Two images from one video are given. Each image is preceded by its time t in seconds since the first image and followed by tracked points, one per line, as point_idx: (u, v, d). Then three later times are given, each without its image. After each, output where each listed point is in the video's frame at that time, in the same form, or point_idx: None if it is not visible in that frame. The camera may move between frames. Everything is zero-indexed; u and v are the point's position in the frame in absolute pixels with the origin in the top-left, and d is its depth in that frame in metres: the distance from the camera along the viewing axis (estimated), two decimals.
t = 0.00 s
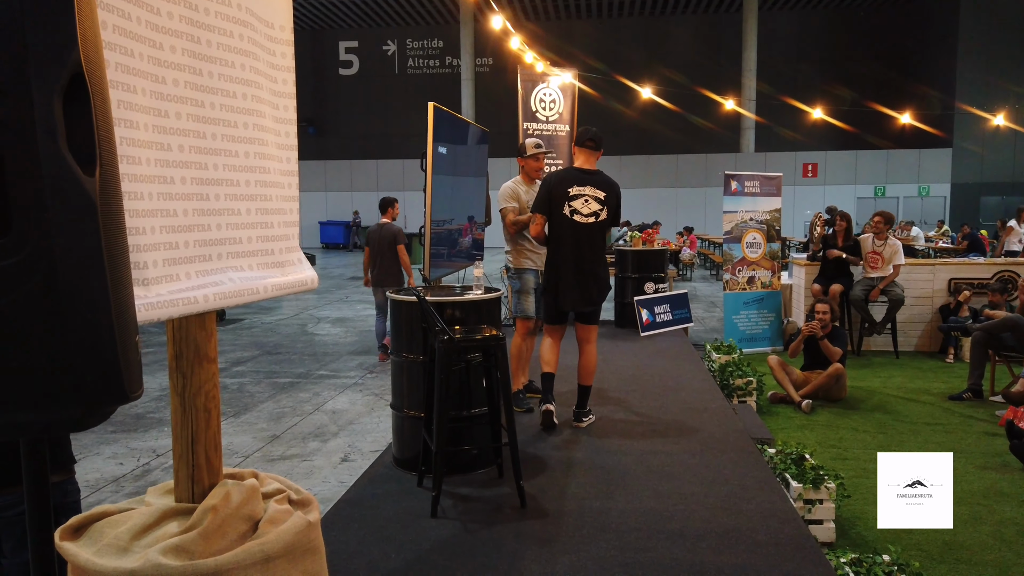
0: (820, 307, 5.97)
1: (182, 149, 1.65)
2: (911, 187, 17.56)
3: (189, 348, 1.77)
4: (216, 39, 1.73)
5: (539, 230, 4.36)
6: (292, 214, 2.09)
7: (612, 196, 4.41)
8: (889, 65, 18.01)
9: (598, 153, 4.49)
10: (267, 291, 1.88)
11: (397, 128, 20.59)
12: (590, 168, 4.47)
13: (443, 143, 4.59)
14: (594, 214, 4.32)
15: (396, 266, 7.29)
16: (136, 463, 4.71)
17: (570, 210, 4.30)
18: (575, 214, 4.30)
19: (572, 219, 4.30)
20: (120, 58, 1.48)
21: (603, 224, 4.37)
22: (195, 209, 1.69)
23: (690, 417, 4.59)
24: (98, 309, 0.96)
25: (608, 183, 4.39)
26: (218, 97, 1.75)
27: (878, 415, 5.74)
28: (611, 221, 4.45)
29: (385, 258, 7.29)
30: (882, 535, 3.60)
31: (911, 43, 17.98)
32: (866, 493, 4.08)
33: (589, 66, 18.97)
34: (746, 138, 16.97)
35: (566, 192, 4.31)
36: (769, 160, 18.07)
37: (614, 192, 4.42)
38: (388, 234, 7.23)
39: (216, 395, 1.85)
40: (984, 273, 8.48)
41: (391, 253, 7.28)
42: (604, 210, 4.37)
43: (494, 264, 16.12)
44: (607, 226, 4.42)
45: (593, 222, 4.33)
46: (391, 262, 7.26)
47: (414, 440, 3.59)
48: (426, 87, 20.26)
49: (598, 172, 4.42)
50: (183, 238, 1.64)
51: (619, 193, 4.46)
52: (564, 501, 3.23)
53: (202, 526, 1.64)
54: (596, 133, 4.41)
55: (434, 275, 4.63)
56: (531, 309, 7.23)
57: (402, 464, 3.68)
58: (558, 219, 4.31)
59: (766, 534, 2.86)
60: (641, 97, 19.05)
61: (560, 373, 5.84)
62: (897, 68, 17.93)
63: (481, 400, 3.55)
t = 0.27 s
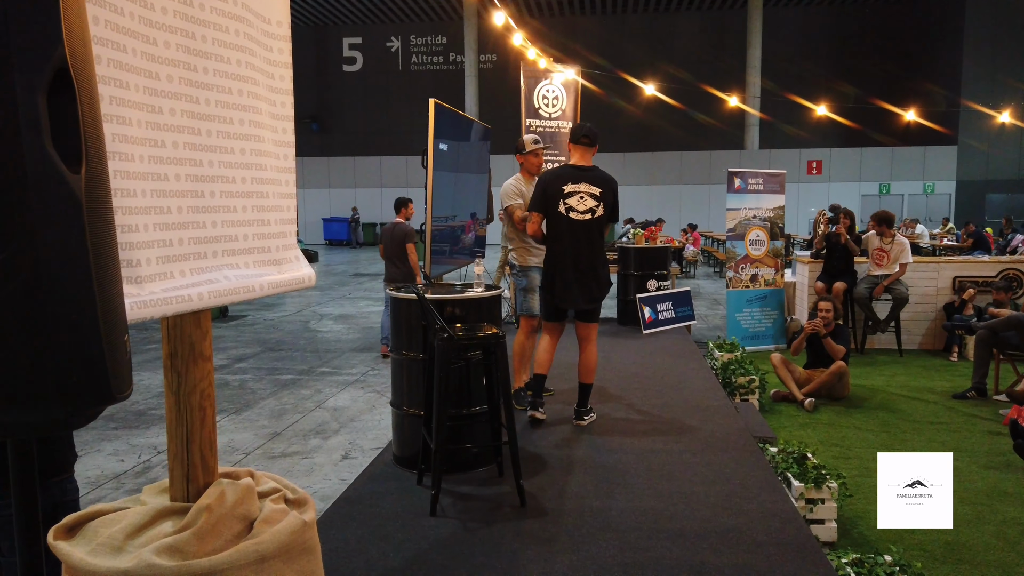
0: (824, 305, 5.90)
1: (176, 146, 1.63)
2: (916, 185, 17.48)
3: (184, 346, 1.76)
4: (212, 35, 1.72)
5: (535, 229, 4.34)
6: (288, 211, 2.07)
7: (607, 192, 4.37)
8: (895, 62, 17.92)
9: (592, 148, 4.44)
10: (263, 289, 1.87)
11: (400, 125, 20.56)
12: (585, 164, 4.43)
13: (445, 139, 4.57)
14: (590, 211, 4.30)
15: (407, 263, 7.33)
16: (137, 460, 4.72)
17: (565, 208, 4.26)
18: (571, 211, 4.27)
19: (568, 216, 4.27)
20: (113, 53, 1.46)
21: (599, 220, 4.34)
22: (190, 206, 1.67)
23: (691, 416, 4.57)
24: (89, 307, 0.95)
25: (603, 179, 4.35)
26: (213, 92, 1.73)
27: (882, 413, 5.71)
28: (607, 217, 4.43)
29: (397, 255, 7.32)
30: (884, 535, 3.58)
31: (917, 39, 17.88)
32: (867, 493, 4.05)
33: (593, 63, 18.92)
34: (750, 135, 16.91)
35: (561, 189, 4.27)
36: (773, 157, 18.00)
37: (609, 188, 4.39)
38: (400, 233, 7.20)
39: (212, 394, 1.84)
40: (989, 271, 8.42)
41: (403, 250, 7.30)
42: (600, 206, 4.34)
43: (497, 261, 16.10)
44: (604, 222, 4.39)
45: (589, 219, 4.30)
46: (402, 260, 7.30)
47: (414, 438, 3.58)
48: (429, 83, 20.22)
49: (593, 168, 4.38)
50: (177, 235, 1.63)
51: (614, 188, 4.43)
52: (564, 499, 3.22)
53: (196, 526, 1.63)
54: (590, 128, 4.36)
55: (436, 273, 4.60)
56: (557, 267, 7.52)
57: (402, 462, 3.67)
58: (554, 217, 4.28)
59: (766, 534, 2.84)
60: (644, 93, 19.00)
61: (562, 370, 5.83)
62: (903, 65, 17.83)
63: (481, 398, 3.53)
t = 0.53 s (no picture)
0: (830, 303, 5.86)
1: (171, 143, 1.61)
2: (925, 183, 17.36)
3: (179, 344, 1.74)
4: (208, 31, 1.70)
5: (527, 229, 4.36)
6: (286, 209, 2.05)
7: (599, 188, 4.29)
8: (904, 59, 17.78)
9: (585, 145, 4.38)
10: (260, 288, 1.84)
11: (406, 123, 20.57)
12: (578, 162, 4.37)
13: (450, 137, 4.54)
14: (580, 209, 4.24)
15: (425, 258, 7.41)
16: (140, 458, 4.72)
17: (553, 206, 4.24)
18: (560, 210, 4.23)
19: (557, 215, 4.24)
20: (105, 49, 1.44)
21: (590, 217, 4.27)
22: (185, 204, 1.65)
23: (696, 415, 4.53)
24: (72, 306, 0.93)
25: (594, 175, 4.27)
26: (209, 89, 1.71)
27: (889, 413, 5.66)
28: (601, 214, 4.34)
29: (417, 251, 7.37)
30: (890, 537, 3.55)
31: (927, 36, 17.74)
32: (873, 494, 4.02)
33: (599, 60, 18.86)
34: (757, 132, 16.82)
35: (549, 188, 4.25)
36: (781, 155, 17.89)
37: (602, 184, 4.30)
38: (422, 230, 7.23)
39: (208, 393, 1.82)
40: (998, 269, 8.34)
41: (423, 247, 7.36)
42: (591, 203, 4.26)
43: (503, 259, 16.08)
44: (597, 219, 4.31)
45: (579, 217, 4.24)
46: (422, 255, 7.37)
47: (417, 437, 3.57)
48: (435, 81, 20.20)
49: (584, 165, 4.31)
50: (171, 233, 1.61)
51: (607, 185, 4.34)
52: (566, 499, 3.19)
53: (191, 526, 1.61)
54: (581, 125, 4.30)
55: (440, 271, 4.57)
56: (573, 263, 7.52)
57: (404, 461, 3.65)
58: (544, 216, 4.27)
59: (771, 536, 2.81)
60: (650, 91, 18.93)
61: (566, 369, 5.80)
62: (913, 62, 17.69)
63: (483, 397, 3.51)
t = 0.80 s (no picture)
0: (840, 304, 5.79)
1: (165, 141, 1.58)
2: (939, 181, 17.20)
3: (174, 345, 1.71)
4: (204, 27, 1.67)
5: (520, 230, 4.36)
6: (286, 208, 2.01)
7: (589, 185, 4.23)
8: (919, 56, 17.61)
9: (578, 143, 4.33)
10: (258, 287, 1.81)
11: (416, 122, 20.59)
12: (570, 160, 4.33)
13: (457, 135, 4.48)
14: (570, 207, 4.20)
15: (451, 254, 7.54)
16: (146, 456, 4.72)
17: (544, 206, 4.22)
18: (551, 209, 4.21)
19: (548, 214, 4.22)
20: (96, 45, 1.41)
21: (582, 215, 4.22)
22: (180, 203, 1.62)
23: (703, 416, 4.48)
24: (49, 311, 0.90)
25: (583, 172, 4.22)
26: (205, 86, 1.67)
27: (901, 414, 5.59)
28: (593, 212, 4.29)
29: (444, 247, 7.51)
30: (901, 540, 3.50)
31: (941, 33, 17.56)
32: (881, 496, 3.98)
33: (609, 58, 18.79)
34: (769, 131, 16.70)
35: (539, 187, 4.23)
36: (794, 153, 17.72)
37: (593, 181, 4.24)
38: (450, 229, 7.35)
39: (204, 394, 1.79)
40: (1014, 269, 8.23)
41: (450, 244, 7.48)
42: (581, 200, 4.21)
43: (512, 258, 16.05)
44: (589, 217, 4.25)
45: (570, 215, 4.20)
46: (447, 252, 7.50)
47: (422, 438, 3.54)
48: (446, 80, 20.20)
49: (576, 163, 4.27)
50: (165, 233, 1.58)
51: (600, 182, 4.28)
52: (571, 502, 3.16)
53: (186, 529, 1.58)
54: (573, 122, 4.26)
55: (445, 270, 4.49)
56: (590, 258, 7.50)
57: (408, 462, 3.63)
58: (535, 217, 4.26)
59: (779, 540, 2.76)
60: (660, 89, 18.85)
61: (572, 369, 5.77)
62: (927, 59, 17.51)
63: (488, 398, 3.48)
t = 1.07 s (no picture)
0: (847, 303, 5.73)
1: (154, 138, 1.54)
2: (950, 179, 17.03)
3: (164, 345, 1.70)
4: (194, 22, 1.63)
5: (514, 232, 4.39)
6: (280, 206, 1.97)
7: (577, 183, 4.20)
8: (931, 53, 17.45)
9: (568, 143, 4.33)
10: (249, 287, 1.77)
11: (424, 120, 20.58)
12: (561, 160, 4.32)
13: (462, 134, 4.44)
14: (558, 206, 4.18)
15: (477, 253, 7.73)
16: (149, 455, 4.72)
17: (533, 206, 4.23)
18: (539, 208, 4.21)
19: (537, 214, 4.22)
20: (83, 40, 1.38)
21: (569, 214, 4.18)
22: (170, 201, 1.58)
23: (707, 416, 4.44)
24: (18, 313, 0.87)
25: (570, 171, 4.20)
26: (196, 83, 1.64)
27: (909, 414, 5.53)
28: (583, 211, 4.24)
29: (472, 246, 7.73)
30: (907, 543, 3.45)
31: (954, 30, 17.39)
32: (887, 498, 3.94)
33: (617, 56, 18.73)
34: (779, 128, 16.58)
35: (527, 188, 4.26)
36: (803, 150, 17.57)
37: (582, 179, 4.21)
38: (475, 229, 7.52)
39: (195, 395, 1.77)
40: None
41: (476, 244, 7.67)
42: (568, 199, 4.18)
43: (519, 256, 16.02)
44: (578, 215, 4.21)
45: (557, 214, 4.18)
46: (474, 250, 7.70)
47: (422, 438, 3.52)
48: (454, 78, 20.19)
49: (564, 162, 4.26)
50: (154, 231, 1.54)
51: (588, 180, 4.22)
52: (572, 503, 3.13)
53: (174, 533, 1.55)
54: (561, 122, 4.28)
55: (448, 269, 4.44)
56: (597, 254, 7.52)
57: (409, 462, 3.61)
58: (524, 217, 4.27)
59: (782, 542, 2.72)
60: (668, 86, 18.77)
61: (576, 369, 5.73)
62: (940, 56, 17.34)
63: (489, 398, 3.45)
